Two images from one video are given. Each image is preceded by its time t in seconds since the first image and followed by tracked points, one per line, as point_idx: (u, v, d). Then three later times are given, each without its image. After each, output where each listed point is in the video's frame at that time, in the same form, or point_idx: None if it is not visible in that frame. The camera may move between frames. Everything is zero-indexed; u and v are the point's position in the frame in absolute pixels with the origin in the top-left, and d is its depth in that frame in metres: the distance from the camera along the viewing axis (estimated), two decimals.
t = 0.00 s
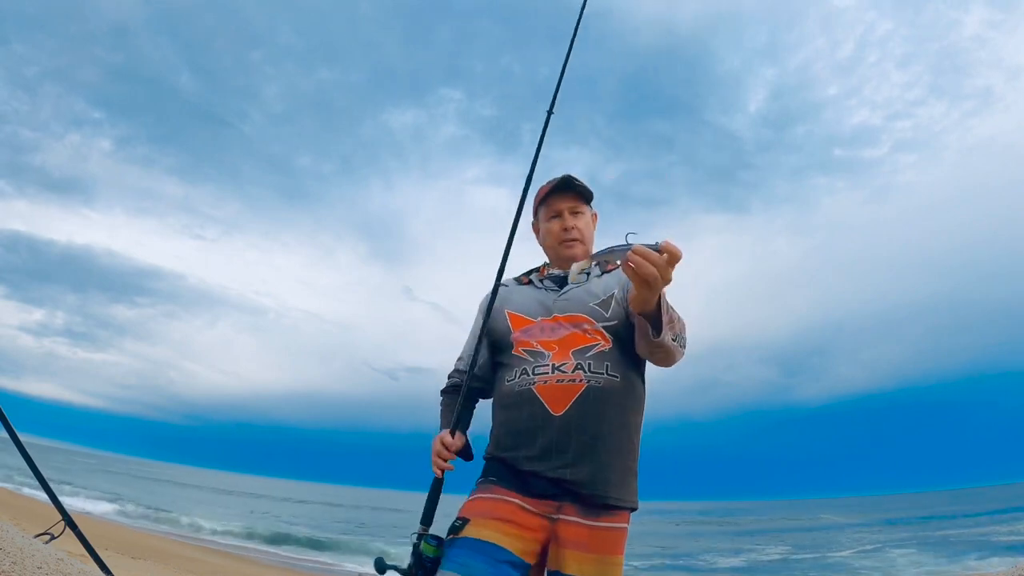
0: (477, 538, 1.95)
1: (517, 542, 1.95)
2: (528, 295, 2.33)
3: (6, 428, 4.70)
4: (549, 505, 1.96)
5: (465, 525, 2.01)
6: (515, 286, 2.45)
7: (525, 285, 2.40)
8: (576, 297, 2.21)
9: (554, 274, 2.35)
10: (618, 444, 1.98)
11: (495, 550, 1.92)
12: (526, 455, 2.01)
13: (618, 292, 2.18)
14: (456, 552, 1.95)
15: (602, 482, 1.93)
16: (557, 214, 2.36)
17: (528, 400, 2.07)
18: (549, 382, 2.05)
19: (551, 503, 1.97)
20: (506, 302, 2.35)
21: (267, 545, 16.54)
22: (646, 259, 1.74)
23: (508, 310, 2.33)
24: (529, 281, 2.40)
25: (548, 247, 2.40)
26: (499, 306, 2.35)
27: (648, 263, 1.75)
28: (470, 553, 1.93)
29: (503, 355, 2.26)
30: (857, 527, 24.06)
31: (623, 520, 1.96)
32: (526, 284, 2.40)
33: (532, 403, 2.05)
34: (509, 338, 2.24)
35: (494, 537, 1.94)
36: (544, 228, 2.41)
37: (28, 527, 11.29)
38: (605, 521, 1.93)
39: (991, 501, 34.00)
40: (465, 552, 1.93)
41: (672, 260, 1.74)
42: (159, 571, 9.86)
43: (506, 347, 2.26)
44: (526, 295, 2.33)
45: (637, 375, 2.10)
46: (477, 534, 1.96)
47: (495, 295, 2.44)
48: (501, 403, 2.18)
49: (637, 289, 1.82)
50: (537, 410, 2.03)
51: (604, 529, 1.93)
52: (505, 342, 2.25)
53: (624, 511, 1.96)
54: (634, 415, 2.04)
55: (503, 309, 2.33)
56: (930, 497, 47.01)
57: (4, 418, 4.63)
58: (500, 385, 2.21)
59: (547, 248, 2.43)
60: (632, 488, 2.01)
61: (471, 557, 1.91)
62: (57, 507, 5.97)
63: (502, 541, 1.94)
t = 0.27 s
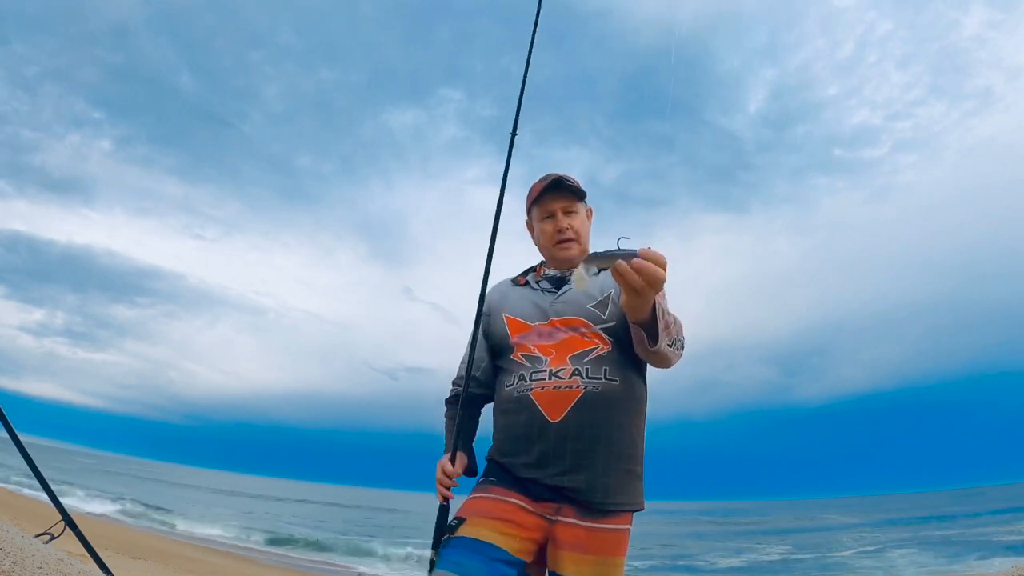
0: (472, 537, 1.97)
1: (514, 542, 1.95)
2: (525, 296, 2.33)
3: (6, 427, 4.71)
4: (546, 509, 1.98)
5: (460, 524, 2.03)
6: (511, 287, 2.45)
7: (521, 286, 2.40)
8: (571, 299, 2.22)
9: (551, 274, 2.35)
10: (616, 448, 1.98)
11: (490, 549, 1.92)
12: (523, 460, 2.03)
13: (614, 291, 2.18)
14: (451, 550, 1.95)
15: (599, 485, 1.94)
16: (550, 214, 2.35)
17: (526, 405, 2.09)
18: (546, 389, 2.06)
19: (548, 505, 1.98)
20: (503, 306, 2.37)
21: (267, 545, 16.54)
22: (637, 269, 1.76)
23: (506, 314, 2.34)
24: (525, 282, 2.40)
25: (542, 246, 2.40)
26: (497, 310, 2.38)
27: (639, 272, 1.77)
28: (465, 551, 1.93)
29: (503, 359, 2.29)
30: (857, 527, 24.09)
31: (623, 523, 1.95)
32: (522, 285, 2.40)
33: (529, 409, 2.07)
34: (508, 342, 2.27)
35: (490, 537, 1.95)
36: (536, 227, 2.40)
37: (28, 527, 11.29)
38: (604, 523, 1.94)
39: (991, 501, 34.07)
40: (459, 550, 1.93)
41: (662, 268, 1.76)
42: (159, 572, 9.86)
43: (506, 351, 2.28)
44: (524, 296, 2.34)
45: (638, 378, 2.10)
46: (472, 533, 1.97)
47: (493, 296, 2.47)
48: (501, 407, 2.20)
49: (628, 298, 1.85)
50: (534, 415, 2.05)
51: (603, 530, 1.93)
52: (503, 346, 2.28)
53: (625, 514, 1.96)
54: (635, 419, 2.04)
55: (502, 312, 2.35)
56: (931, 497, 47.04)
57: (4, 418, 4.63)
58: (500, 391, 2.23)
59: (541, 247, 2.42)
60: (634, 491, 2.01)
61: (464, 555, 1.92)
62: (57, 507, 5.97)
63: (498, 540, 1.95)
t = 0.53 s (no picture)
0: (471, 536, 1.97)
1: (512, 541, 1.96)
2: (520, 298, 2.34)
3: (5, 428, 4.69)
4: (543, 510, 1.98)
5: (458, 524, 2.04)
6: (505, 288, 2.46)
7: (517, 286, 2.42)
8: (565, 302, 2.21)
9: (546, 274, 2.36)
10: (613, 449, 1.98)
11: (489, 548, 1.93)
12: (519, 464, 2.04)
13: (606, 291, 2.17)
14: (450, 549, 1.96)
15: (595, 487, 1.95)
16: (543, 213, 2.36)
17: (520, 410, 2.10)
18: (539, 395, 2.06)
19: (545, 507, 1.99)
20: (498, 308, 2.38)
21: (267, 546, 16.54)
22: (633, 283, 1.74)
23: (501, 317, 2.34)
24: (521, 281, 2.41)
25: (537, 245, 2.40)
26: (492, 313, 2.39)
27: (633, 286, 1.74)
28: (463, 549, 1.94)
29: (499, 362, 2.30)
30: (858, 527, 24.06)
31: (620, 524, 1.96)
32: (518, 286, 2.42)
33: (523, 414, 2.08)
34: (503, 346, 2.28)
35: (490, 536, 1.95)
36: (531, 226, 2.41)
37: (28, 527, 11.29)
38: (604, 525, 1.94)
39: (992, 501, 34.05)
40: (459, 549, 1.93)
41: (657, 285, 1.75)
42: (159, 571, 9.85)
43: (501, 355, 2.29)
44: (519, 298, 2.34)
45: (633, 379, 2.08)
46: (472, 532, 1.98)
47: (489, 296, 2.48)
48: (497, 411, 2.22)
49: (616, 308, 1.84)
50: (527, 421, 2.06)
51: (601, 530, 1.94)
52: (499, 350, 2.29)
53: (621, 515, 1.96)
54: (632, 421, 2.04)
55: (496, 315, 2.36)
56: (931, 497, 47.02)
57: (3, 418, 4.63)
58: (496, 394, 2.25)
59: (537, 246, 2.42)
60: (632, 492, 2.01)
61: (464, 554, 1.91)
62: (57, 507, 5.97)
63: (497, 538, 1.95)
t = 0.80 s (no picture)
0: (471, 535, 1.99)
1: (510, 541, 1.99)
2: (511, 302, 2.36)
3: (6, 429, 4.72)
4: (539, 513, 2.02)
5: (457, 522, 2.06)
6: (497, 288, 2.49)
7: (509, 287, 2.44)
8: (555, 307, 2.24)
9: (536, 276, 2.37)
10: (607, 454, 2.01)
11: (488, 546, 1.95)
12: (514, 470, 2.07)
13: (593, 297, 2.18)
14: (449, 548, 1.97)
15: (589, 492, 1.97)
16: (535, 210, 2.37)
17: (512, 419, 2.14)
18: (530, 403, 2.10)
19: (541, 511, 2.02)
20: (489, 312, 2.41)
21: (267, 545, 16.55)
22: (603, 298, 1.74)
23: (493, 322, 2.38)
24: (513, 281, 2.44)
25: (530, 242, 2.42)
26: (484, 317, 2.42)
27: (606, 299, 1.74)
28: (462, 547, 1.96)
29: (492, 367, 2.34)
30: (858, 527, 24.04)
31: (615, 525, 1.98)
32: (510, 286, 2.44)
33: (515, 423, 2.12)
34: (495, 352, 2.31)
35: (487, 535, 1.98)
36: (523, 222, 2.43)
37: (28, 527, 11.31)
38: (600, 527, 1.96)
39: (992, 501, 34.04)
40: (457, 548, 1.95)
41: (634, 301, 1.74)
42: (159, 571, 9.87)
43: (494, 361, 2.33)
44: (511, 302, 2.37)
45: (626, 383, 2.09)
46: (471, 531, 2.00)
47: (481, 296, 2.52)
48: (491, 418, 2.26)
49: (592, 318, 1.84)
50: (519, 429, 2.10)
51: (596, 532, 1.96)
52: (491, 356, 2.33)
53: (616, 517, 1.99)
54: (626, 426, 2.06)
55: (488, 320, 2.39)
56: (932, 497, 47.00)
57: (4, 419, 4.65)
58: (490, 402, 2.29)
59: (529, 243, 2.44)
60: (628, 493, 2.04)
61: (463, 553, 1.93)
62: (57, 507, 5.99)
63: (495, 537, 1.98)
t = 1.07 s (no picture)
0: (468, 540, 1.99)
1: (506, 544, 1.99)
2: (502, 302, 2.35)
3: (6, 429, 4.72)
4: (535, 516, 2.02)
5: (453, 527, 2.07)
6: (487, 285, 2.49)
7: (499, 285, 2.43)
8: (547, 307, 2.23)
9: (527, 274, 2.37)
10: (604, 456, 2.01)
11: (484, 550, 1.96)
12: (509, 474, 2.08)
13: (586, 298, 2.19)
14: (444, 554, 1.97)
15: (585, 494, 1.98)
16: (527, 206, 2.38)
17: (506, 424, 2.15)
18: (523, 409, 2.11)
19: (537, 514, 2.03)
20: (480, 312, 2.40)
21: (267, 545, 16.56)
22: (590, 269, 1.75)
23: (484, 323, 2.37)
24: (502, 280, 2.43)
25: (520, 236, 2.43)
26: (475, 317, 2.41)
27: (595, 273, 1.75)
28: (459, 552, 1.96)
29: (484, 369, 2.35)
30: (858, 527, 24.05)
31: (612, 526, 2.00)
32: (500, 285, 2.43)
33: (509, 428, 2.13)
34: (487, 354, 2.32)
35: (484, 539, 1.98)
36: (514, 216, 2.44)
37: (28, 527, 11.32)
38: (597, 528, 1.97)
39: (992, 501, 34.08)
40: (454, 554, 1.95)
41: (622, 271, 1.77)
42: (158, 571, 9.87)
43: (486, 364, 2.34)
44: (502, 301, 2.36)
45: (621, 384, 2.09)
46: (468, 535, 2.00)
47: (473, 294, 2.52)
48: (485, 423, 2.28)
49: (580, 299, 1.85)
50: (514, 434, 2.10)
51: (593, 534, 1.97)
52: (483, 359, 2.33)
53: (613, 518, 2.00)
54: (621, 427, 2.06)
55: (479, 320, 2.38)
56: (932, 497, 47.04)
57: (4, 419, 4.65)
58: (483, 405, 2.31)
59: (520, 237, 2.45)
60: (624, 494, 2.05)
61: (460, 558, 1.93)
62: (57, 507, 5.99)
63: (490, 543, 1.98)
